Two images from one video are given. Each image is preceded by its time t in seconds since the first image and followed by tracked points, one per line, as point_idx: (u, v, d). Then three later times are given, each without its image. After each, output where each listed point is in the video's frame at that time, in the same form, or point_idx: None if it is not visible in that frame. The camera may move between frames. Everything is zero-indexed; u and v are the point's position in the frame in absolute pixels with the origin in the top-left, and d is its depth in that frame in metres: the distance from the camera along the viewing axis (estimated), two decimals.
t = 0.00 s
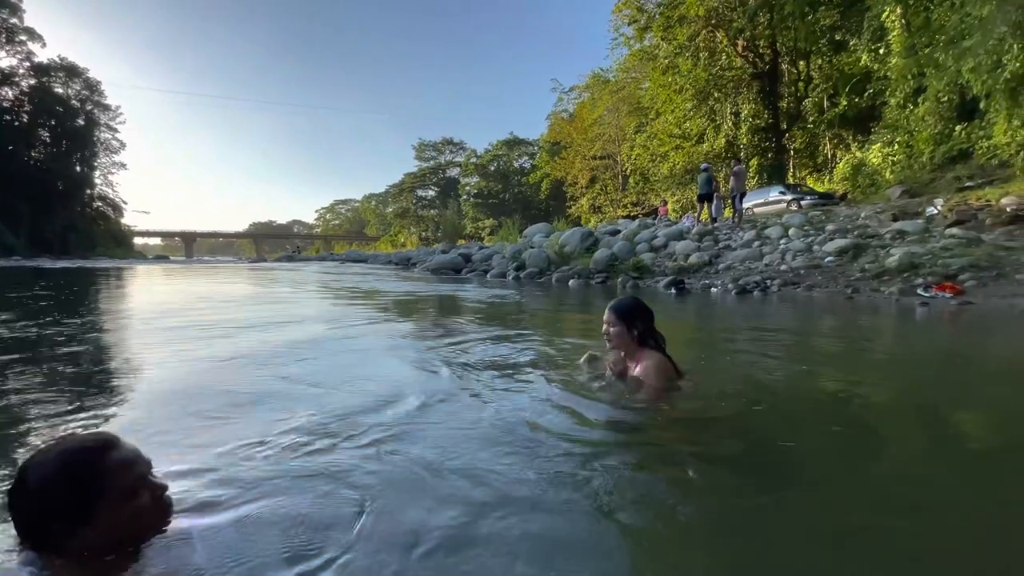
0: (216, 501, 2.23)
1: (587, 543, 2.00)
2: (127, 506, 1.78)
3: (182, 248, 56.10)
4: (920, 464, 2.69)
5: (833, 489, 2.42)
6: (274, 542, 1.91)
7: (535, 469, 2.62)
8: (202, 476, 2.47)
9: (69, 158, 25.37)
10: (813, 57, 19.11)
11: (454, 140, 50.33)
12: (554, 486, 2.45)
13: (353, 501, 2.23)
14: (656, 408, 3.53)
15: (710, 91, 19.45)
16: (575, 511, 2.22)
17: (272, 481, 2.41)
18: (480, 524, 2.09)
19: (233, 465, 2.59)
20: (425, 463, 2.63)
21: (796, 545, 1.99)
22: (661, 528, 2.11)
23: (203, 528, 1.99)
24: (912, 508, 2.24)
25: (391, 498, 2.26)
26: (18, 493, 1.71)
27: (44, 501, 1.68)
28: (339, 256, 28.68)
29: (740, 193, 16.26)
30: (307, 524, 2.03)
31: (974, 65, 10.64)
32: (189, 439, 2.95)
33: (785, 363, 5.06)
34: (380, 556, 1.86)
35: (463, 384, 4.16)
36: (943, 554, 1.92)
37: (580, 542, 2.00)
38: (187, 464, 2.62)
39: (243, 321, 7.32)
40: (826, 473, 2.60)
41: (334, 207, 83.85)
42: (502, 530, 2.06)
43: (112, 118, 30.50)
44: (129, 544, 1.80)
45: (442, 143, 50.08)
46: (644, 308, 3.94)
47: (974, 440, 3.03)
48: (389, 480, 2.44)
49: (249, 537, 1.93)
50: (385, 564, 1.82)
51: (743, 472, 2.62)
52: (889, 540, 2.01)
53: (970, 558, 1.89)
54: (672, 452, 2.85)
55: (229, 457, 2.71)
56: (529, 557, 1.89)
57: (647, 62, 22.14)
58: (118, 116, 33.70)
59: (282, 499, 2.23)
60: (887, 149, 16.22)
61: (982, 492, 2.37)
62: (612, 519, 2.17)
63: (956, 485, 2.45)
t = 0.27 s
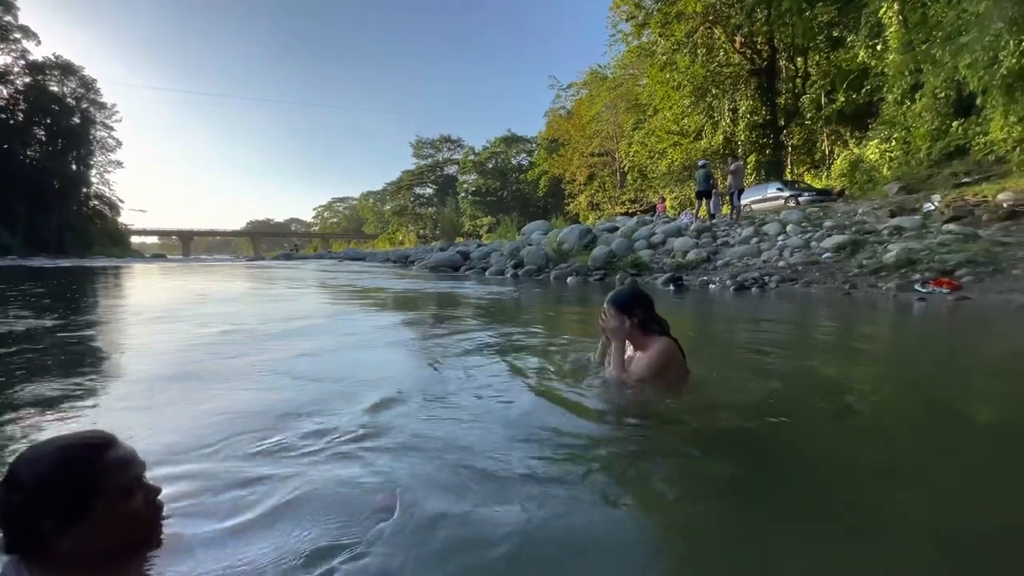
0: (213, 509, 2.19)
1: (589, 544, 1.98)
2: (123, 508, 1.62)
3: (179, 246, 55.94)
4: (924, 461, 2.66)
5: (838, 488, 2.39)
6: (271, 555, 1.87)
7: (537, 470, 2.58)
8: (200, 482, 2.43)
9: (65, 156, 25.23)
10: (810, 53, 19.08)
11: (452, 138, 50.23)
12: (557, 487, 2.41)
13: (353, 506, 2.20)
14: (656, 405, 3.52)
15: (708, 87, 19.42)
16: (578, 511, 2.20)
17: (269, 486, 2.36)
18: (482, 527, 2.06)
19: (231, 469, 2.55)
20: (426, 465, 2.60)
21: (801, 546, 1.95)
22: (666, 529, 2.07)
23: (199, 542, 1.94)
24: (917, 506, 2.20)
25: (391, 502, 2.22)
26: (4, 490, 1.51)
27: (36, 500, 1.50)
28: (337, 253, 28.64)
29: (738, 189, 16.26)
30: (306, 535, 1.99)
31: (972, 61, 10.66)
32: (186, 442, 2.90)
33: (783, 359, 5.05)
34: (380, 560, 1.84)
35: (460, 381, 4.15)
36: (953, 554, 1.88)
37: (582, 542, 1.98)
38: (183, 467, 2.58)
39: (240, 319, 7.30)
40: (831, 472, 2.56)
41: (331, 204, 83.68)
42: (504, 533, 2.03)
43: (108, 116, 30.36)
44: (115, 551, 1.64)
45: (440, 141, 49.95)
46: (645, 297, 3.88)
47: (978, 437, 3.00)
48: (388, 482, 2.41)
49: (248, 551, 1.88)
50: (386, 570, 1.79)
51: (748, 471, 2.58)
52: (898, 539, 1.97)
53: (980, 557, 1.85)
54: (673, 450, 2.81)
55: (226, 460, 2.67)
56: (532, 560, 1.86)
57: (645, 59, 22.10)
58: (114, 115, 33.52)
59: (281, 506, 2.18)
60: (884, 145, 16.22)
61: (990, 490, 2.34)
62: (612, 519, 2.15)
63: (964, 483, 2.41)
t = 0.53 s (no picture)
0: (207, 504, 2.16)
1: (588, 540, 1.95)
2: (124, 509, 1.61)
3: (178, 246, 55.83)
4: (926, 459, 2.63)
5: (837, 485, 2.37)
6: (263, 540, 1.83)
7: (535, 468, 2.55)
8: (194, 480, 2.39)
9: (63, 156, 25.18)
10: (809, 50, 19.07)
11: (451, 137, 50.17)
12: (555, 484, 2.39)
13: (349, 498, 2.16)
14: (656, 402, 3.49)
15: (707, 85, 19.40)
16: (576, 508, 2.18)
17: (265, 483, 2.33)
18: (479, 522, 2.03)
19: (226, 467, 2.52)
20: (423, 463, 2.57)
21: (798, 544, 1.93)
22: (662, 526, 2.05)
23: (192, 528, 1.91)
24: (917, 504, 2.18)
25: (387, 497, 2.19)
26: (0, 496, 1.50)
27: (34, 501, 1.49)
28: (336, 253, 28.57)
29: (736, 187, 16.24)
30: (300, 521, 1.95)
31: (970, 57, 10.68)
32: (180, 441, 2.87)
33: (782, 357, 5.02)
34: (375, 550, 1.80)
35: (459, 379, 4.13)
36: (953, 552, 1.85)
37: (580, 538, 1.96)
38: (178, 466, 2.55)
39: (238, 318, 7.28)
40: (830, 469, 2.53)
41: (330, 204, 83.58)
42: (501, 528, 2.00)
43: (106, 115, 30.28)
44: (121, 555, 1.61)
45: (439, 140, 49.89)
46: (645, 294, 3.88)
47: (980, 434, 2.97)
48: (385, 479, 2.38)
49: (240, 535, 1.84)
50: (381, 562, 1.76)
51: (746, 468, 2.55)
52: (898, 537, 1.95)
53: (983, 556, 1.83)
54: (671, 448, 2.79)
55: (221, 459, 2.63)
56: (529, 556, 1.84)
57: (644, 57, 22.07)
58: (112, 114, 33.42)
59: (276, 504, 2.15)
60: (883, 142, 16.20)
61: (991, 488, 2.31)
62: (611, 515, 2.12)
63: (965, 480, 2.38)
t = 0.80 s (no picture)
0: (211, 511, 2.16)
1: (592, 543, 1.95)
2: (133, 507, 1.50)
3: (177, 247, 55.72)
4: (927, 459, 2.63)
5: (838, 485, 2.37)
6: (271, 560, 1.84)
7: (538, 470, 2.56)
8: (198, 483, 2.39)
9: (62, 157, 25.18)
10: (808, 49, 19.06)
11: (450, 137, 50.16)
12: (558, 486, 2.39)
13: (354, 507, 2.17)
14: (657, 403, 3.50)
15: (706, 84, 19.41)
16: (579, 510, 2.18)
17: (269, 489, 2.34)
18: (483, 528, 2.04)
19: (229, 470, 2.52)
20: (426, 465, 2.58)
21: (800, 544, 1.93)
22: (666, 527, 2.06)
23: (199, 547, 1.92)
24: (918, 503, 2.18)
25: (390, 501, 2.21)
26: None
27: (38, 504, 1.37)
28: (336, 253, 28.56)
29: (736, 186, 16.25)
30: (306, 538, 1.96)
31: (969, 57, 10.69)
32: (183, 443, 2.87)
33: (781, 356, 5.04)
34: (381, 564, 1.81)
35: (459, 380, 4.15)
36: (955, 552, 1.85)
37: (584, 541, 1.96)
38: (181, 468, 2.55)
39: (238, 319, 7.28)
40: (830, 469, 2.54)
41: (329, 204, 83.58)
42: (505, 533, 2.01)
43: (104, 116, 30.25)
44: (127, 555, 1.51)
45: (438, 140, 49.84)
46: (646, 301, 4.01)
47: (979, 433, 2.98)
48: (388, 483, 2.38)
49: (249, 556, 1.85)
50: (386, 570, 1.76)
51: (747, 469, 2.55)
52: (900, 538, 1.95)
53: (986, 553, 1.84)
54: (672, 448, 2.80)
55: (225, 461, 2.64)
56: (534, 560, 1.84)
57: (643, 56, 22.06)
58: (111, 115, 33.42)
59: (279, 507, 2.17)
60: (882, 141, 16.21)
61: (992, 487, 2.31)
62: (614, 517, 2.13)
63: (966, 480, 2.39)
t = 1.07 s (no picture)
0: (206, 515, 2.14)
1: (590, 545, 1.94)
2: (148, 505, 1.43)
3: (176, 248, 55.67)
4: (924, 458, 2.63)
5: (835, 485, 2.37)
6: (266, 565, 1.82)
7: (535, 471, 2.55)
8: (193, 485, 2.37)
9: (61, 159, 25.18)
10: (807, 49, 18.77)
11: (449, 137, 50.14)
12: (555, 488, 2.38)
13: (350, 510, 2.16)
14: (655, 404, 3.49)
15: (705, 84, 19.43)
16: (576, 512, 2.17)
17: (265, 491, 2.32)
18: (480, 531, 2.02)
19: (226, 473, 2.51)
20: (423, 467, 2.56)
21: (799, 545, 1.92)
22: (663, 529, 2.04)
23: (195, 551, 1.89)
24: (916, 503, 2.18)
25: (391, 503, 2.21)
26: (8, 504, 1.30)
27: (54, 507, 1.31)
28: (335, 254, 28.54)
29: (735, 186, 16.25)
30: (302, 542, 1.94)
31: (968, 56, 10.69)
32: (181, 444, 2.87)
33: (779, 356, 5.03)
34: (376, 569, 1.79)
35: (458, 380, 4.15)
36: (955, 552, 1.84)
37: (581, 543, 1.94)
38: (176, 471, 2.53)
39: (238, 320, 7.27)
40: (828, 469, 2.53)
41: (328, 205, 83.50)
42: (502, 536, 1.99)
43: (103, 118, 30.23)
44: (142, 557, 1.43)
45: (437, 140, 49.80)
46: (661, 297, 3.91)
47: (976, 431, 2.99)
48: (384, 487, 2.36)
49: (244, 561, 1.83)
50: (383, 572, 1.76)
51: (745, 470, 2.54)
52: (898, 537, 1.94)
53: (989, 553, 1.83)
54: (669, 449, 2.79)
55: (223, 462, 2.64)
56: (531, 563, 1.82)
57: (642, 56, 22.06)
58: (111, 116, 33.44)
59: (280, 509, 2.16)
60: (881, 141, 16.19)
61: (991, 486, 2.31)
62: (611, 519, 2.12)
63: (965, 479, 2.38)
